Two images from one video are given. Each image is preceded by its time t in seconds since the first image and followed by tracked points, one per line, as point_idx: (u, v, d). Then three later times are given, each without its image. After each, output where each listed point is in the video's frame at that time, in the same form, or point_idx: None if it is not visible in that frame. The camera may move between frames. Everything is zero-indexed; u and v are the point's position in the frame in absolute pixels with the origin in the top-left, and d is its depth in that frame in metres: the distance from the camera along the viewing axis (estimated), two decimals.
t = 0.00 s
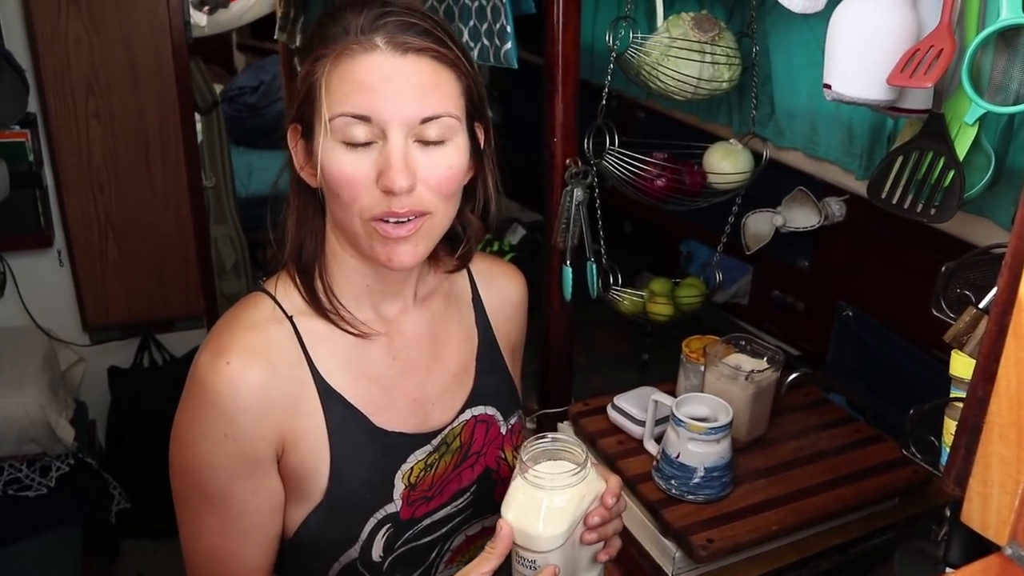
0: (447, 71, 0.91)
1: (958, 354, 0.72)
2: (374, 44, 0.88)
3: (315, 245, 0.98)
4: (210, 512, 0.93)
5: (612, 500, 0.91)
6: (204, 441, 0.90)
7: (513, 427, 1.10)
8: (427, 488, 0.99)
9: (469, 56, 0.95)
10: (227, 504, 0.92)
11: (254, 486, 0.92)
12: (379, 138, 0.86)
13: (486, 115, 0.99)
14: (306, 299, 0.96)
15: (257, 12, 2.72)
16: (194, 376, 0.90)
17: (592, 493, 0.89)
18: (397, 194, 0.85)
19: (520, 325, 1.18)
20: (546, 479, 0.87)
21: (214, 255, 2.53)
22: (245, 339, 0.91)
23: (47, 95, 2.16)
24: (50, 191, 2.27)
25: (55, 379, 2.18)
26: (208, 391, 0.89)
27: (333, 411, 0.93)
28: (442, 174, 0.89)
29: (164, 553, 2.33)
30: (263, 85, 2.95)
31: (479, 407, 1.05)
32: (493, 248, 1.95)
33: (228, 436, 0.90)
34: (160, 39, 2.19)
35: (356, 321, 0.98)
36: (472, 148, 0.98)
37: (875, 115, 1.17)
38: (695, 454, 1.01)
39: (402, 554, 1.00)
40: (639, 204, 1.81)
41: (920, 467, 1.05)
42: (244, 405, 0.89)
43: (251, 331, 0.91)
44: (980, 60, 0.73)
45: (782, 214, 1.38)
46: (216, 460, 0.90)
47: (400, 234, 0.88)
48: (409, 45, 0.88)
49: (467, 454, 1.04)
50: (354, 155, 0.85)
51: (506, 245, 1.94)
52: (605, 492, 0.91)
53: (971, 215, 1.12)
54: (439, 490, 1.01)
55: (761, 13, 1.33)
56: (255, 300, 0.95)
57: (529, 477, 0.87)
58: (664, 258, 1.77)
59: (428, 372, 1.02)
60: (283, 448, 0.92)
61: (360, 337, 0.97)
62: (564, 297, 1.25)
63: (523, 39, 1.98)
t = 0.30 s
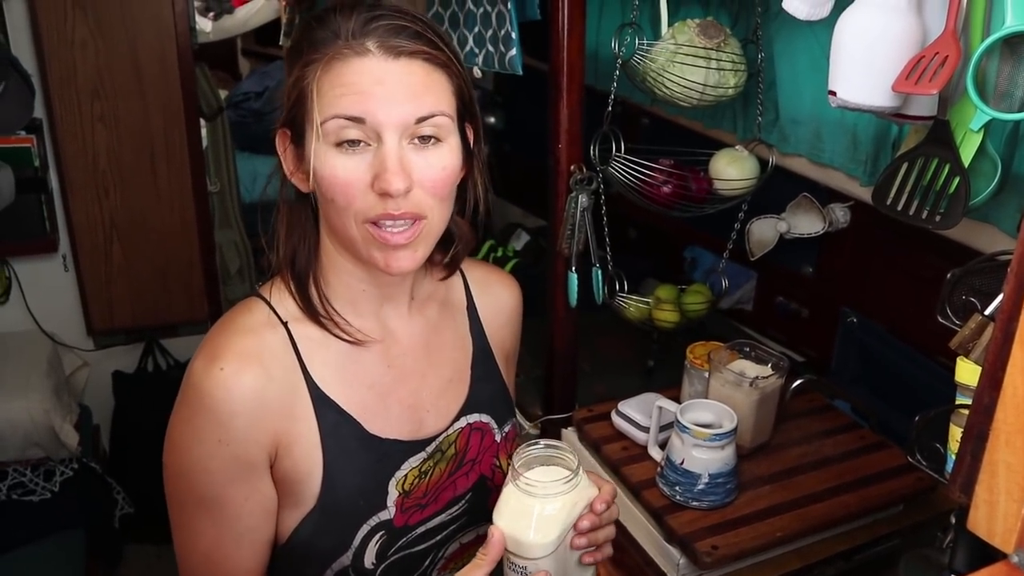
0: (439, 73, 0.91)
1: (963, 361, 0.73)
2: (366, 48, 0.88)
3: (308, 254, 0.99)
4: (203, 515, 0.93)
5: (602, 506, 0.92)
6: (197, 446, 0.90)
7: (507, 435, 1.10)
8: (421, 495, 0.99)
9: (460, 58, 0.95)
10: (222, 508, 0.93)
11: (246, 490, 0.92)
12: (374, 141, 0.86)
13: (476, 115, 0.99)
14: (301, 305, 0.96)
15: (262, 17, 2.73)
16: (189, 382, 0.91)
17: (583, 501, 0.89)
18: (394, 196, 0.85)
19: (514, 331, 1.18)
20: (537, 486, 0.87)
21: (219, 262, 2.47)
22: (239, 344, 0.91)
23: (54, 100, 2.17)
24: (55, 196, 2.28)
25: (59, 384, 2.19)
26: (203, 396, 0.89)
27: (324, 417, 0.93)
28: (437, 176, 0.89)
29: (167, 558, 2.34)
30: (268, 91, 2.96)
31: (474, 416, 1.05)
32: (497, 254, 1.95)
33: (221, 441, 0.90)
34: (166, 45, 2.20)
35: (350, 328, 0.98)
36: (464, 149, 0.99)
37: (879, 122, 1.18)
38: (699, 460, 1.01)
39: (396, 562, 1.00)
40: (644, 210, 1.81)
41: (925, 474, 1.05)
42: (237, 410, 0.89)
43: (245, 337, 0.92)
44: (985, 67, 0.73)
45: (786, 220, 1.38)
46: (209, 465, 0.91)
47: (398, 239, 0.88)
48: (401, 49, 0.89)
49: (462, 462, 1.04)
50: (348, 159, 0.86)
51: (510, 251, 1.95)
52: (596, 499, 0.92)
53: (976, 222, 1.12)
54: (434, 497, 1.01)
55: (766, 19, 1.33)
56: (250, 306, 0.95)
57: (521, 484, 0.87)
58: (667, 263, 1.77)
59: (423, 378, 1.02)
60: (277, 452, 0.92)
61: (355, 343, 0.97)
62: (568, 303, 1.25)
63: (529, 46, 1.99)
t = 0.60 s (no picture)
0: (441, 77, 0.91)
1: (964, 366, 0.73)
2: (365, 52, 0.88)
3: (308, 263, 0.99)
4: (201, 521, 0.93)
5: (602, 519, 0.92)
6: (196, 453, 0.90)
7: (505, 443, 1.10)
8: (419, 504, 0.99)
9: (462, 63, 0.96)
10: (221, 514, 0.93)
11: (243, 497, 0.92)
12: (373, 146, 0.86)
13: (481, 122, 1.00)
14: (301, 312, 0.96)
15: (265, 22, 2.86)
16: (189, 389, 0.90)
17: (586, 513, 0.89)
18: (391, 202, 0.85)
19: (514, 338, 1.18)
20: (540, 498, 0.86)
21: (222, 265, 2.50)
22: (239, 351, 0.91)
23: (58, 104, 2.17)
24: (58, 199, 2.29)
25: (62, 386, 2.19)
26: (204, 403, 0.89)
27: (324, 426, 0.93)
28: (438, 182, 0.89)
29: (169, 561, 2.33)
30: (272, 94, 2.97)
31: (472, 424, 1.06)
32: (499, 257, 1.95)
33: (221, 449, 0.90)
34: (170, 49, 2.21)
35: (351, 336, 0.98)
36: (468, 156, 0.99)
37: (882, 125, 1.18)
38: (701, 464, 1.01)
39: (394, 569, 1.00)
40: (647, 214, 1.81)
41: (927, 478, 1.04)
42: (236, 419, 0.89)
43: (245, 343, 0.91)
44: (989, 71, 0.73)
45: (788, 224, 1.37)
46: (209, 472, 0.91)
47: (395, 245, 0.88)
48: (401, 53, 0.89)
49: (460, 470, 1.04)
50: (346, 164, 0.86)
51: (512, 255, 1.95)
52: (596, 512, 0.92)
53: (980, 226, 1.12)
54: (432, 506, 1.01)
55: (770, 22, 1.33)
56: (250, 312, 0.95)
57: (524, 495, 0.87)
58: (669, 267, 1.77)
59: (422, 387, 1.02)
60: (277, 460, 0.92)
61: (356, 352, 0.97)
62: (571, 307, 1.25)
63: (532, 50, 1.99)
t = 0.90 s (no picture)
0: (467, 80, 0.91)
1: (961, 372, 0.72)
2: (393, 54, 0.88)
3: (334, 257, 0.99)
4: (218, 518, 0.92)
5: (614, 519, 0.91)
6: (216, 450, 0.89)
7: (517, 447, 1.10)
8: (434, 504, 0.99)
9: (487, 66, 0.96)
10: (238, 510, 0.92)
11: (262, 496, 0.91)
12: (400, 147, 0.86)
13: (504, 126, 1.00)
14: (324, 311, 0.96)
15: (272, 26, 2.84)
16: (210, 386, 0.90)
17: (598, 512, 0.89)
18: (418, 202, 0.85)
19: (527, 342, 1.19)
20: (552, 495, 0.87)
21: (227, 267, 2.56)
22: (262, 348, 0.90)
23: (64, 107, 2.19)
24: (65, 202, 2.30)
25: (66, 388, 2.20)
26: (225, 400, 0.88)
27: (346, 425, 0.93)
28: (462, 183, 0.89)
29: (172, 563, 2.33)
30: (278, 98, 2.99)
31: (488, 426, 1.06)
32: (504, 261, 1.95)
33: (243, 446, 0.89)
34: (176, 53, 2.22)
35: (373, 336, 0.98)
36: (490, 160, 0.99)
37: (884, 132, 1.17)
38: (700, 469, 1.01)
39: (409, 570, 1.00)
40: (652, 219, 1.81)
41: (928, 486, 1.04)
42: (259, 416, 0.89)
43: (267, 341, 0.91)
44: (990, 76, 0.72)
45: (792, 230, 1.37)
46: (228, 469, 0.90)
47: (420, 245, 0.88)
48: (428, 55, 0.89)
49: (474, 472, 1.04)
50: (374, 164, 0.86)
51: (517, 259, 1.95)
52: (608, 512, 0.91)
53: (980, 232, 1.12)
54: (446, 507, 1.01)
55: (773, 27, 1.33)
56: (273, 311, 0.95)
57: (536, 492, 0.87)
58: (671, 272, 1.77)
59: (440, 389, 1.02)
60: (296, 459, 0.92)
61: (377, 352, 0.98)
62: (573, 311, 1.25)
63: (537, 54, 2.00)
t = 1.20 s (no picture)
0: (480, 82, 0.92)
1: (963, 373, 0.73)
2: (408, 57, 0.88)
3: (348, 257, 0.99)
4: (242, 517, 0.91)
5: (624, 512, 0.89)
6: (242, 450, 0.88)
7: (531, 443, 1.11)
8: (453, 500, 1.00)
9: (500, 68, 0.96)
10: (264, 510, 0.90)
11: (290, 495, 0.90)
12: (415, 149, 0.86)
13: (517, 127, 1.00)
14: (341, 310, 0.96)
15: (276, 28, 2.86)
16: (233, 386, 0.89)
17: (602, 503, 0.88)
18: (434, 203, 0.85)
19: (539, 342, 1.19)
20: (557, 484, 0.87)
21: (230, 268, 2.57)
22: (285, 348, 0.90)
23: (68, 109, 2.19)
24: (68, 203, 2.31)
25: (69, 389, 2.21)
26: (250, 400, 0.88)
27: (367, 422, 0.93)
28: (477, 184, 0.89)
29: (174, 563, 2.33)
30: (282, 100, 3.00)
31: (501, 422, 1.06)
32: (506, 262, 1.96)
33: (269, 445, 0.88)
34: (179, 55, 2.23)
35: (389, 335, 0.99)
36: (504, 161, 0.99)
37: (886, 134, 1.18)
38: (701, 471, 1.00)
39: (428, 566, 1.00)
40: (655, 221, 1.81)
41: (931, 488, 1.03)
42: (284, 414, 0.88)
43: (289, 340, 0.91)
44: (992, 77, 0.72)
45: (794, 232, 1.36)
46: (253, 469, 0.89)
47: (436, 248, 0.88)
48: (443, 57, 0.89)
49: (490, 468, 1.05)
50: (389, 167, 0.86)
51: (519, 260, 1.95)
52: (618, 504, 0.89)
53: (984, 234, 1.10)
54: (463, 503, 1.01)
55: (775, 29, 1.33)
56: (292, 311, 0.94)
57: (541, 482, 0.88)
58: (674, 274, 1.77)
59: (455, 387, 1.03)
60: (320, 456, 0.92)
61: (394, 350, 0.98)
62: (573, 313, 1.26)
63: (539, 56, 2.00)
